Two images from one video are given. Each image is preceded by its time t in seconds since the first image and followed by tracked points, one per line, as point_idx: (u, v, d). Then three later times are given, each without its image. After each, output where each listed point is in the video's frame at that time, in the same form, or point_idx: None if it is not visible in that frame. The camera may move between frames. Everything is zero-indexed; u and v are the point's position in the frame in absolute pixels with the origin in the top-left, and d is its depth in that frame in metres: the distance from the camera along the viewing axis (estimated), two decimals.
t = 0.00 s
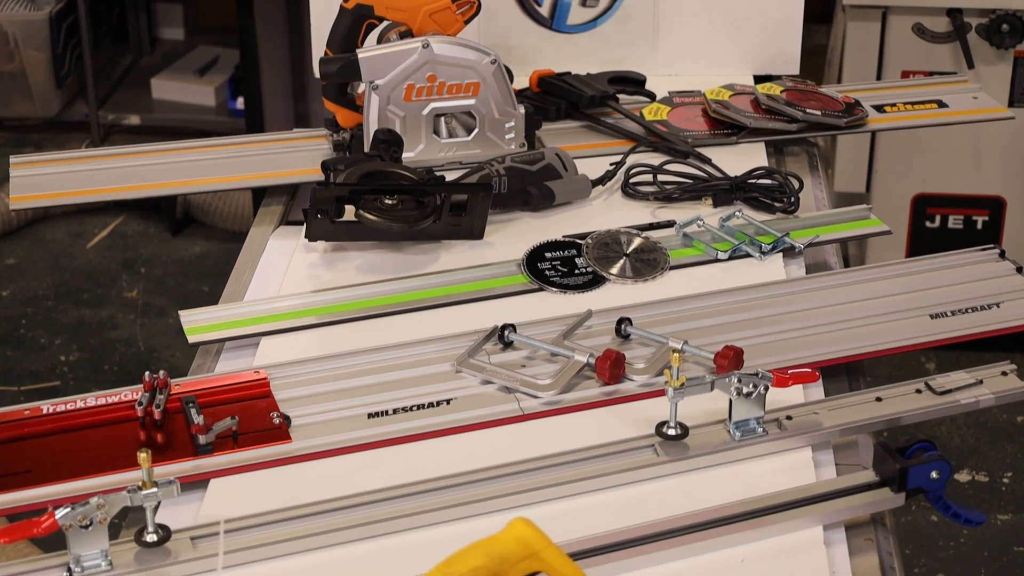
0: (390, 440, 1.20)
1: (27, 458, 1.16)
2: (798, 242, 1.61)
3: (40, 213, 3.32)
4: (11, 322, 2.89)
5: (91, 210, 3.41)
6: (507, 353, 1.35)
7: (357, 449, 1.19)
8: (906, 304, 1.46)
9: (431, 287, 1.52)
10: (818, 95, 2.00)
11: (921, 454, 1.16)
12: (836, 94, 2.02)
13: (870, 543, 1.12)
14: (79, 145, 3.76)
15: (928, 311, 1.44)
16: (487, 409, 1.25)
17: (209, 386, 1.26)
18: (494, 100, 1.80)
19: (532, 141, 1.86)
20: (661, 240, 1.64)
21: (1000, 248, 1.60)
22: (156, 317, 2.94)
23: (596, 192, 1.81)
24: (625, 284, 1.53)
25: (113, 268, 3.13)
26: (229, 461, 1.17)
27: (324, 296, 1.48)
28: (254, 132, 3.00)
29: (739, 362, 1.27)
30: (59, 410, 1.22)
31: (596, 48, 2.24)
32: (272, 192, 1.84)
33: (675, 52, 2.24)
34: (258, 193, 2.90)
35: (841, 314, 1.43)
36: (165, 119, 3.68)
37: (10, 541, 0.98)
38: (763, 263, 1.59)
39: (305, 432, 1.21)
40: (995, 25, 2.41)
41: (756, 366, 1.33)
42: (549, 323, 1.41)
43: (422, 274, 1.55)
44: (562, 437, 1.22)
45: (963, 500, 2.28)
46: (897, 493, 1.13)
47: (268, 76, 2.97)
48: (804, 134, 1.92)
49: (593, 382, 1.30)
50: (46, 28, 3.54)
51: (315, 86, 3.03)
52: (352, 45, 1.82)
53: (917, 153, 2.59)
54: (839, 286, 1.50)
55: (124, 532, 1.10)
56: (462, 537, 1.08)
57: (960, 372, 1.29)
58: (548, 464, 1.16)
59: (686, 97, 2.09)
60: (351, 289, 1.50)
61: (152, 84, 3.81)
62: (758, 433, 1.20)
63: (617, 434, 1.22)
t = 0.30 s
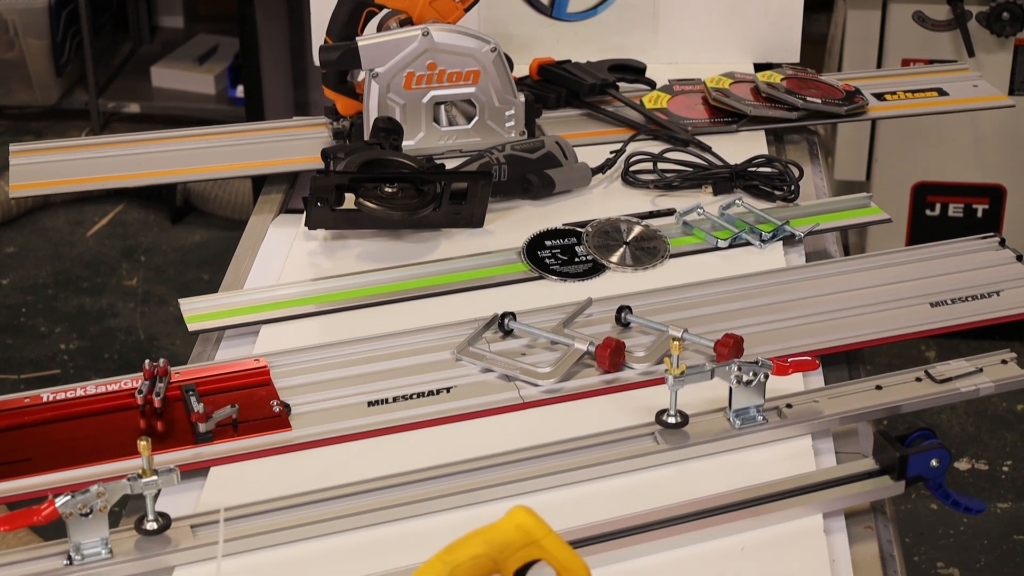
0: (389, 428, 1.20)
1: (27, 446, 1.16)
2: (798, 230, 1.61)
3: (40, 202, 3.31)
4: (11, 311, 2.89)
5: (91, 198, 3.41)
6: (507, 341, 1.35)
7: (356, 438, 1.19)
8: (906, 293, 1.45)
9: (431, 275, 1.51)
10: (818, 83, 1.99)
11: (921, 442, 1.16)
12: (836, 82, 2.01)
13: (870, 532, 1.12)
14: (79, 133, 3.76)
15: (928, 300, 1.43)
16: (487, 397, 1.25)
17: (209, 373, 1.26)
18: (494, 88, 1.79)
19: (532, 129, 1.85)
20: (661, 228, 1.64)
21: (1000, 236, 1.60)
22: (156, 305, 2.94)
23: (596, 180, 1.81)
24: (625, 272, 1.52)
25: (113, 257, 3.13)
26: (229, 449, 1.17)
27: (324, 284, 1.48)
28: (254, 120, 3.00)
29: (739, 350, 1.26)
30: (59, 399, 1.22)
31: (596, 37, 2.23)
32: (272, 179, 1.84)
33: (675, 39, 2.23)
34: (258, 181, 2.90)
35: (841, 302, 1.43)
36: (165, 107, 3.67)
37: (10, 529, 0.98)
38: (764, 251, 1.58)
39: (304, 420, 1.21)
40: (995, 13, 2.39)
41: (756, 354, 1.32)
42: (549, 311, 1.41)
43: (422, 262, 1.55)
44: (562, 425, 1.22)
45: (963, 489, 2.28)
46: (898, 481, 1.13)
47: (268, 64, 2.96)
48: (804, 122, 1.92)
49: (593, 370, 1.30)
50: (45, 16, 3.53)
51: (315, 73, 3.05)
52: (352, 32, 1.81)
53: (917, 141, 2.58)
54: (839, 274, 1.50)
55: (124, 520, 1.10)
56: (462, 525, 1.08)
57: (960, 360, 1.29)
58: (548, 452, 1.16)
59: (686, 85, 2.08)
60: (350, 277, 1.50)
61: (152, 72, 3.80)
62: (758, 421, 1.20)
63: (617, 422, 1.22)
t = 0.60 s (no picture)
0: (389, 416, 1.20)
1: (27, 435, 1.16)
2: (798, 219, 1.61)
3: (40, 190, 3.31)
4: (12, 299, 2.89)
5: (91, 186, 3.40)
6: (507, 329, 1.35)
7: (356, 426, 1.20)
8: (906, 281, 1.45)
9: (431, 263, 1.51)
10: (819, 71, 1.99)
11: (921, 430, 1.16)
12: (837, 70, 2.01)
13: (870, 519, 1.12)
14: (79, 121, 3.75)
15: (928, 288, 1.43)
16: (487, 385, 1.25)
17: (209, 362, 1.26)
18: (494, 76, 1.79)
19: (532, 117, 1.85)
20: (661, 216, 1.64)
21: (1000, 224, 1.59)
22: (156, 294, 2.94)
23: (596, 168, 1.80)
24: (625, 260, 1.52)
25: (113, 245, 3.13)
26: (229, 437, 1.17)
27: (324, 273, 1.48)
28: (253, 109, 2.99)
29: (739, 339, 1.26)
30: (59, 386, 1.22)
31: (596, 24, 2.22)
32: (272, 167, 1.84)
33: (676, 27, 2.22)
34: (257, 169, 2.89)
35: (841, 290, 1.43)
36: (164, 96, 3.66)
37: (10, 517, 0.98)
38: (763, 239, 1.58)
39: (305, 408, 1.21)
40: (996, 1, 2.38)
41: (756, 342, 1.32)
42: (549, 300, 1.41)
43: (422, 250, 1.55)
44: (562, 413, 1.22)
45: (963, 477, 2.28)
46: (897, 469, 1.13)
47: (268, 52, 2.95)
48: (805, 110, 1.91)
49: (593, 358, 1.30)
50: (44, 4, 3.52)
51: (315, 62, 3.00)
52: (352, 20, 1.81)
53: (918, 130, 2.58)
54: (839, 262, 1.50)
55: (125, 508, 1.10)
56: (462, 513, 1.08)
57: (960, 348, 1.29)
58: (548, 440, 1.16)
59: (686, 73, 2.07)
60: (350, 266, 1.50)
61: (152, 61, 3.80)
62: (758, 409, 1.20)
63: (617, 410, 1.22)
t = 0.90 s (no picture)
0: (389, 404, 1.20)
1: (27, 422, 1.16)
2: (798, 206, 1.60)
3: (39, 177, 3.30)
4: (12, 287, 2.89)
5: (91, 174, 3.40)
6: (506, 317, 1.35)
7: (356, 413, 1.20)
8: (906, 268, 1.45)
9: (431, 250, 1.51)
10: (819, 58, 1.98)
11: (921, 418, 1.16)
12: (837, 57, 2.00)
13: (870, 507, 1.12)
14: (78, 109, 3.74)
15: (928, 275, 1.43)
16: (487, 373, 1.25)
17: (209, 350, 1.26)
18: (494, 63, 1.78)
19: (532, 105, 1.84)
20: (661, 203, 1.63)
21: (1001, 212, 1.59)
22: (156, 282, 2.94)
23: (596, 155, 1.80)
24: (625, 248, 1.52)
25: (113, 233, 3.12)
26: (228, 424, 1.17)
27: (323, 260, 1.48)
28: (253, 96, 2.99)
29: (739, 326, 1.26)
30: (59, 373, 1.22)
31: (597, 11, 2.22)
32: (272, 155, 1.83)
33: (677, 14, 2.22)
34: (257, 156, 2.89)
35: (842, 278, 1.43)
36: (164, 83, 3.66)
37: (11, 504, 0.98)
38: (763, 227, 1.58)
39: (305, 395, 1.21)
40: None
41: (756, 330, 1.32)
42: (549, 287, 1.41)
43: (422, 237, 1.54)
44: (562, 401, 1.22)
45: (962, 464, 2.29)
46: (897, 457, 1.13)
47: (268, 40, 2.94)
48: (805, 98, 1.91)
49: (593, 346, 1.30)
50: None
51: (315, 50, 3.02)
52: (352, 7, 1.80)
53: (918, 117, 2.57)
54: (839, 250, 1.50)
55: (125, 496, 1.10)
56: (461, 500, 1.08)
57: (960, 336, 1.29)
58: (548, 428, 1.16)
59: (686, 61, 2.07)
60: (350, 253, 1.49)
61: (152, 48, 3.79)
62: (758, 397, 1.20)
63: (617, 398, 1.22)
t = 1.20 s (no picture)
0: (390, 389, 1.20)
1: (27, 407, 1.16)
2: (798, 192, 1.60)
3: (39, 162, 3.30)
4: (12, 273, 2.89)
5: (91, 159, 3.39)
6: (507, 302, 1.35)
7: (356, 399, 1.20)
8: (906, 254, 1.45)
9: (431, 236, 1.51)
10: (819, 44, 1.97)
11: (920, 404, 1.16)
12: (837, 43, 1.99)
13: (870, 492, 1.12)
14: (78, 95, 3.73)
15: (928, 261, 1.43)
16: (487, 358, 1.25)
17: (209, 335, 1.26)
18: (494, 49, 1.77)
19: (532, 90, 1.84)
20: (661, 189, 1.63)
21: (1001, 198, 1.59)
22: (155, 267, 2.93)
23: (596, 141, 1.79)
24: (625, 234, 1.52)
25: (113, 219, 3.12)
26: (230, 410, 1.17)
27: (321, 246, 1.47)
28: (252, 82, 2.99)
29: (739, 312, 1.26)
30: (59, 359, 1.22)
31: None
32: (272, 140, 1.83)
33: None
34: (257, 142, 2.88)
35: (842, 264, 1.43)
36: (163, 69, 3.65)
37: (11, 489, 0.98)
38: (764, 213, 1.58)
39: (305, 381, 1.21)
40: None
41: (756, 315, 1.32)
42: (549, 273, 1.40)
43: (422, 223, 1.54)
44: (562, 386, 1.22)
45: (962, 449, 2.29)
46: (897, 442, 1.13)
47: (268, 32, 2.92)
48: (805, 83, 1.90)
49: (593, 332, 1.30)
50: None
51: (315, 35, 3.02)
52: None
53: (918, 103, 2.57)
54: (840, 236, 1.49)
55: (125, 481, 1.11)
56: (462, 485, 1.08)
57: (960, 322, 1.29)
58: (548, 413, 1.16)
59: (686, 46, 2.06)
60: (350, 239, 1.49)
61: (151, 34, 3.78)
62: (758, 382, 1.20)
63: (617, 384, 1.22)
